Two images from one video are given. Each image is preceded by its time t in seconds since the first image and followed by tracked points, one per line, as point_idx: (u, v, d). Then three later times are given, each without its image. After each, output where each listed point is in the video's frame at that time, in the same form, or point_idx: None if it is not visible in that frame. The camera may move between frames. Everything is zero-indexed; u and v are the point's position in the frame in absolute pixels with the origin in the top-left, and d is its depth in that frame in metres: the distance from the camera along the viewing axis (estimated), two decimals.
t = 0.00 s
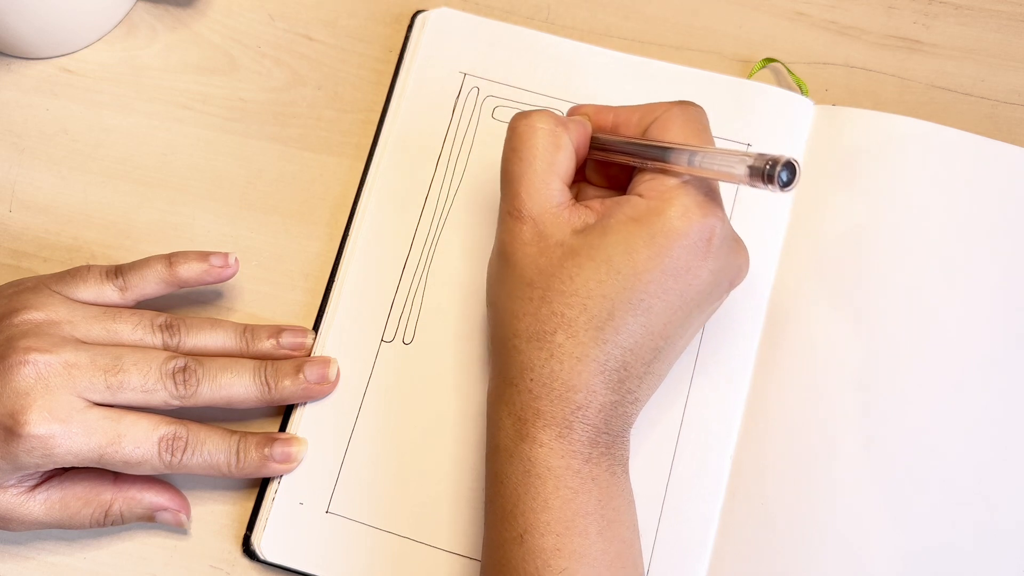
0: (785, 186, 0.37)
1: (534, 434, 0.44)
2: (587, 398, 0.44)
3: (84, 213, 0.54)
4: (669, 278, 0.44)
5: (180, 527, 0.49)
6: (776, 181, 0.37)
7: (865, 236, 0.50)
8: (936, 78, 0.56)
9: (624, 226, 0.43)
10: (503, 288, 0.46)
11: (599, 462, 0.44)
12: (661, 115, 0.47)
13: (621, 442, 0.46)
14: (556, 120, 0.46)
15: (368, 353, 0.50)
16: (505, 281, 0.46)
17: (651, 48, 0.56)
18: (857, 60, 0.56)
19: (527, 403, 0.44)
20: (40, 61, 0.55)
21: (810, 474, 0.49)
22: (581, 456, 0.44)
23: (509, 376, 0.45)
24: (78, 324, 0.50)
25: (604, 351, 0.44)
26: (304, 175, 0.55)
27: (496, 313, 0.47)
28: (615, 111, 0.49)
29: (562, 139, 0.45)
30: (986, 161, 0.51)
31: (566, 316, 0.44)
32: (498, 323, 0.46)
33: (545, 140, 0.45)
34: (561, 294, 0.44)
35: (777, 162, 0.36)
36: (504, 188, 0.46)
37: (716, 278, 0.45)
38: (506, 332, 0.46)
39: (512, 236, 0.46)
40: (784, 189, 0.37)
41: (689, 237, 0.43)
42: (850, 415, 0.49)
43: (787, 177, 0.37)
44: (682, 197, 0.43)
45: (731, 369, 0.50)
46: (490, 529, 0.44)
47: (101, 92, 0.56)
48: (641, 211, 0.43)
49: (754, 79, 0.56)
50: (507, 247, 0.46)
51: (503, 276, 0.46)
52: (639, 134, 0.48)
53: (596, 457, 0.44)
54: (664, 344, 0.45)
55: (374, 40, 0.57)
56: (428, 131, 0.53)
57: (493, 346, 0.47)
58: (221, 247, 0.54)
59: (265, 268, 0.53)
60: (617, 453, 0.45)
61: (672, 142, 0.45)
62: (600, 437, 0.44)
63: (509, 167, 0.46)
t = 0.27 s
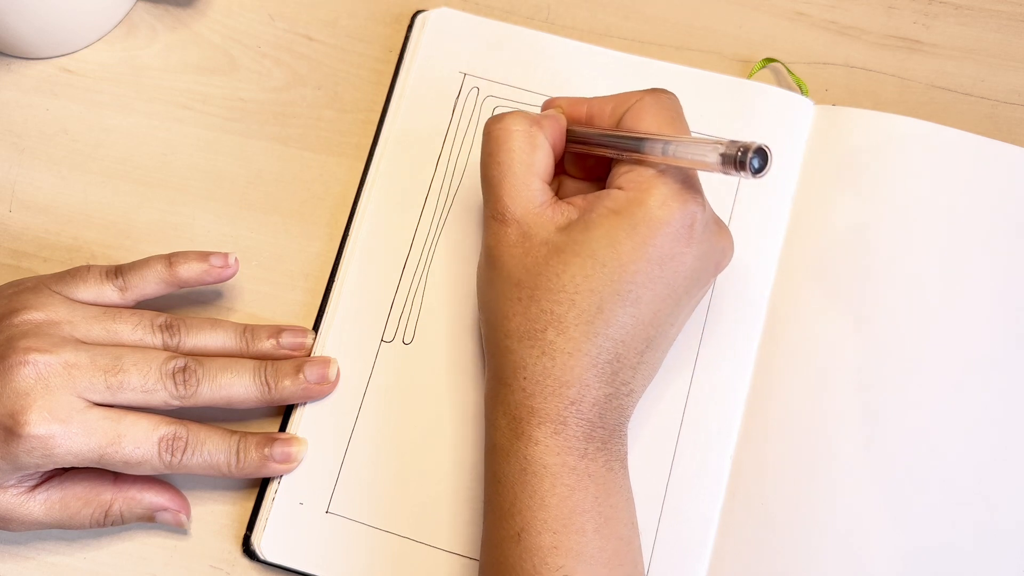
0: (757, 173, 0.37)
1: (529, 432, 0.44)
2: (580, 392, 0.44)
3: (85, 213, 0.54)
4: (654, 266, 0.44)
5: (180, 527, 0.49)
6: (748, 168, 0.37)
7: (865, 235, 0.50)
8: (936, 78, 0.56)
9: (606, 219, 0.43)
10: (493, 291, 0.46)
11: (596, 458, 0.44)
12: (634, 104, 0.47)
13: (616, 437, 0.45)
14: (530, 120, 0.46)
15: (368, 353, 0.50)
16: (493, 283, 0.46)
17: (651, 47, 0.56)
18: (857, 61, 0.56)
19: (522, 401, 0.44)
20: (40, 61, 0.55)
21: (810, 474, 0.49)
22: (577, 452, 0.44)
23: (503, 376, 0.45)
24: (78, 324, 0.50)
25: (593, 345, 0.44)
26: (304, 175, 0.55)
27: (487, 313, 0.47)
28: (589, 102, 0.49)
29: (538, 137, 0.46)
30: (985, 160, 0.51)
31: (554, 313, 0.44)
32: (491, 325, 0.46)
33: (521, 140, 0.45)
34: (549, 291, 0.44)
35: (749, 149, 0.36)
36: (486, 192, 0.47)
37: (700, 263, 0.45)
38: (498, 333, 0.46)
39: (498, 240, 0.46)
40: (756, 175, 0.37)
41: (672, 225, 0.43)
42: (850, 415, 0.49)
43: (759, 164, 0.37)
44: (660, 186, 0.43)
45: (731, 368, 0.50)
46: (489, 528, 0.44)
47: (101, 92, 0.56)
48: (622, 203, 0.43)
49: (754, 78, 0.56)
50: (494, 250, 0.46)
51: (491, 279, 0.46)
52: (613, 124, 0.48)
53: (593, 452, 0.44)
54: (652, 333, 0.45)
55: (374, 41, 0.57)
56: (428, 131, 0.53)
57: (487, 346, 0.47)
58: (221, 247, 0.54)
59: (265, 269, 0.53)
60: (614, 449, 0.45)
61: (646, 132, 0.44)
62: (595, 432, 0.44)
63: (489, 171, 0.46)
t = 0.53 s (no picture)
0: (746, 167, 0.37)
1: (529, 432, 0.44)
2: (579, 390, 0.44)
3: (85, 213, 0.54)
4: (649, 262, 0.44)
5: (180, 527, 0.49)
6: (737, 163, 0.37)
7: (864, 235, 0.50)
8: (936, 78, 0.56)
9: (599, 218, 0.43)
10: (489, 292, 0.46)
11: (596, 457, 0.44)
12: (621, 102, 0.47)
13: (616, 435, 0.45)
14: (517, 121, 0.46)
15: (368, 353, 0.50)
16: (489, 285, 0.46)
17: (651, 47, 0.56)
18: (857, 61, 0.56)
19: (521, 402, 0.44)
20: (40, 61, 0.55)
21: (810, 474, 0.49)
22: (578, 452, 0.44)
23: (502, 377, 0.45)
24: (78, 324, 0.50)
25: (591, 343, 0.44)
26: (304, 175, 0.55)
27: (484, 315, 0.47)
28: (576, 101, 0.49)
29: (527, 137, 0.46)
30: (984, 160, 0.51)
31: (551, 312, 0.44)
32: (487, 327, 0.46)
33: (510, 141, 0.45)
34: (545, 291, 0.44)
35: (738, 143, 0.36)
36: (478, 194, 0.47)
37: (694, 258, 0.45)
38: (496, 335, 0.46)
39: (492, 242, 0.46)
40: (745, 169, 0.37)
41: (666, 220, 0.44)
42: (850, 415, 0.49)
43: (747, 158, 0.36)
44: (652, 182, 0.43)
45: (731, 368, 0.50)
46: (490, 528, 0.44)
47: (101, 92, 0.56)
48: (614, 201, 0.43)
49: (754, 78, 0.56)
50: (488, 253, 0.46)
51: (487, 282, 0.46)
52: (601, 122, 0.48)
53: (593, 451, 0.44)
54: (649, 330, 0.45)
55: (374, 41, 0.57)
56: (428, 131, 0.53)
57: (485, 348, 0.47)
58: (221, 247, 0.54)
59: (265, 269, 0.53)
60: (614, 447, 0.45)
61: (634, 129, 0.45)
62: (595, 431, 0.44)
63: (479, 173, 0.46)
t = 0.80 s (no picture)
0: (756, 164, 0.36)
1: (529, 435, 0.44)
2: (581, 394, 0.44)
3: (85, 213, 0.54)
4: (652, 264, 0.44)
5: (180, 527, 0.49)
6: (746, 160, 0.36)
7: (864, 235, 0.50)
8: (936, 78, 0.56)
9: (602, 219, 0.43)
10: (490, 293, 0.46)
11: (597, 460, 0.44)
12: (624, 106, 0.47)
13: (617, 437, 0.45)
14: (521, 123, 0.46)
15: (368, 353, 0.50)
16: (490, 285, 0.46)
17: (650, 48, 0.56)
18: (857, 61, 0.56)
19: (522, 404, 0.44)
20: (40, 61, 0.55)
21: (810, 474, 0.49)
22: (579, 455, 0.44)
23: (503, 379, 0.45)
24: (78, 324, 0.50)
25: (593, 345, 0.44)
26: (304, 175, 0.55)
27: (485, 316, 0.47)
28: (577, 107, 0.49)
29: (530, 140, 0.46)
30: (984, 160, 0.51)
31: (553, 314, 0.44)
32: (489, 328, 0.46)
33: (513, 142, 0.45)
34: (548, 293, 0.44)
35: (746, 141, 0.36)
36: (480, 195, 0.47)
37: (696, 261, 0.45)
38: (497, 336, 0.46)
39: (493, 243, 0.46)
40: (755, 166, 0.36)
41: (670, 223, 0.43)
42: (850, 415, 0.49)
43: (756, 155, 0.36)
44: (656, 184, 0.43)
45: (731, 369, 0.50)
46: (490, 530, 0.44)
47: (101, 92, 0.56)
48: (617, 202, 0.43)
49: (754, 78, 0.56)
50: (489, 254, 0.46)
51: (488, 283, 0.46)
52: (604, 126, 0.48)
53: (594, 455, 0.44)
54: (651, 333, 0.45)
55: (374, 41, 0.57)
56: (428, 131, 0.53)
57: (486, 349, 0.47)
58: (221, 247, 0.54)
59: (265, 268, 0.53)
60: (615, 450, 0.45)
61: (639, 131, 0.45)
62: (596, 434, 0.44)
63: (482, 174, 0.46)
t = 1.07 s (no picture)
0: (780, 179, 0.37)
1: (533, 440, 0.44)
2: (586, 402, 0.44)
3: (85, 213, 0.54)
4: (665, 276, 0.43)
5: (180, 527, 0.49)
6: (772, 174, 0.37)
7: (864, 235, 0.50)
8: (936, 78, 0.56)
9: (617, 227, 0.43)
10: (500, 294, 0.46)
11: (599, 468, 0.44)
12: (647, 116, 0.47)
13: (621, 446, 0.45)
14: (544, 125, 0.46)
15: (368, 353, 0.50)
16: (501, 286, 0.46)
17: (651, 48, 0.56)
18: (857, 60, 0.56)
19: (526, 409, 0.44)
20: (40, 61, 0.55)
21: (810, 474, 0.49)
22: (581, 462, 0.44)
23: (508, 382, 0.45)
24: (78, 324, 0.50)
25: (601, 353, 0.43)
26: (304, 175, 0.55)
27: (493, 318, 0.47)
28: (600, 116, 0.49)
29: (552, 142, 0.46)
30: (985, 161, 0.51)
31: (562, 319, 0.43)
32: (496, 329, 0.46)
33: (535, 143, 0.45)
34: (557, 297, 0.44)
35: (773, 155, 0.36)
36: (496, 194, 0.47)
37: (711, 276, 0.45)
38: (504, 338, 0.46)
39: (506, 242, 0.46)
40: (780, 181, 0.37)
41: (685, 235, 0.43)
42: (849, 415, 0.49)
43: (782, 170, 0.36)
44: (675, 196, 0.43)
45: (731, 369, 0.50)
46: (490, 535, 0.44)
47: (101, 92, 0.56)
48: (634, 211, 0.43)
49: (754, 78, 0.56)
50: (501, 253, 0.46)
51: (499, 283, 0.46)
52: (625, 136, 0.48)
53: (596, 463, 0.44)
54: (660, 345, 0.45)
55: (374, 41, 0.57)
56: (428, 131, 0.53)
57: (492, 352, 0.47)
58: (221, 247, 0.54)
59: (265, 268, 0.53)
60: (617, 459, 0.45)
61: (662, 141, 0.45)
62: (600, 442, 0.44)
63: (501, 173, 0.46)
